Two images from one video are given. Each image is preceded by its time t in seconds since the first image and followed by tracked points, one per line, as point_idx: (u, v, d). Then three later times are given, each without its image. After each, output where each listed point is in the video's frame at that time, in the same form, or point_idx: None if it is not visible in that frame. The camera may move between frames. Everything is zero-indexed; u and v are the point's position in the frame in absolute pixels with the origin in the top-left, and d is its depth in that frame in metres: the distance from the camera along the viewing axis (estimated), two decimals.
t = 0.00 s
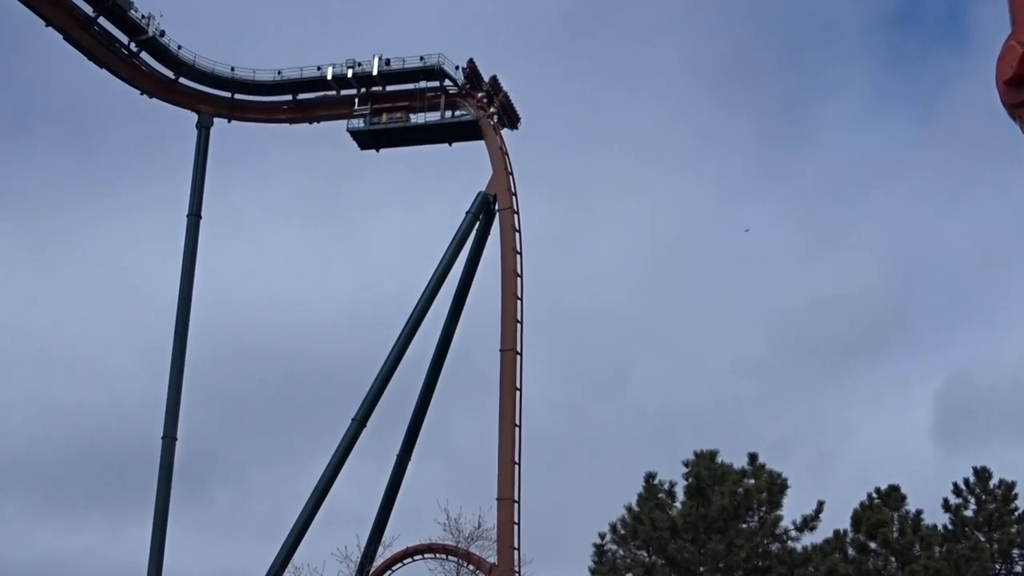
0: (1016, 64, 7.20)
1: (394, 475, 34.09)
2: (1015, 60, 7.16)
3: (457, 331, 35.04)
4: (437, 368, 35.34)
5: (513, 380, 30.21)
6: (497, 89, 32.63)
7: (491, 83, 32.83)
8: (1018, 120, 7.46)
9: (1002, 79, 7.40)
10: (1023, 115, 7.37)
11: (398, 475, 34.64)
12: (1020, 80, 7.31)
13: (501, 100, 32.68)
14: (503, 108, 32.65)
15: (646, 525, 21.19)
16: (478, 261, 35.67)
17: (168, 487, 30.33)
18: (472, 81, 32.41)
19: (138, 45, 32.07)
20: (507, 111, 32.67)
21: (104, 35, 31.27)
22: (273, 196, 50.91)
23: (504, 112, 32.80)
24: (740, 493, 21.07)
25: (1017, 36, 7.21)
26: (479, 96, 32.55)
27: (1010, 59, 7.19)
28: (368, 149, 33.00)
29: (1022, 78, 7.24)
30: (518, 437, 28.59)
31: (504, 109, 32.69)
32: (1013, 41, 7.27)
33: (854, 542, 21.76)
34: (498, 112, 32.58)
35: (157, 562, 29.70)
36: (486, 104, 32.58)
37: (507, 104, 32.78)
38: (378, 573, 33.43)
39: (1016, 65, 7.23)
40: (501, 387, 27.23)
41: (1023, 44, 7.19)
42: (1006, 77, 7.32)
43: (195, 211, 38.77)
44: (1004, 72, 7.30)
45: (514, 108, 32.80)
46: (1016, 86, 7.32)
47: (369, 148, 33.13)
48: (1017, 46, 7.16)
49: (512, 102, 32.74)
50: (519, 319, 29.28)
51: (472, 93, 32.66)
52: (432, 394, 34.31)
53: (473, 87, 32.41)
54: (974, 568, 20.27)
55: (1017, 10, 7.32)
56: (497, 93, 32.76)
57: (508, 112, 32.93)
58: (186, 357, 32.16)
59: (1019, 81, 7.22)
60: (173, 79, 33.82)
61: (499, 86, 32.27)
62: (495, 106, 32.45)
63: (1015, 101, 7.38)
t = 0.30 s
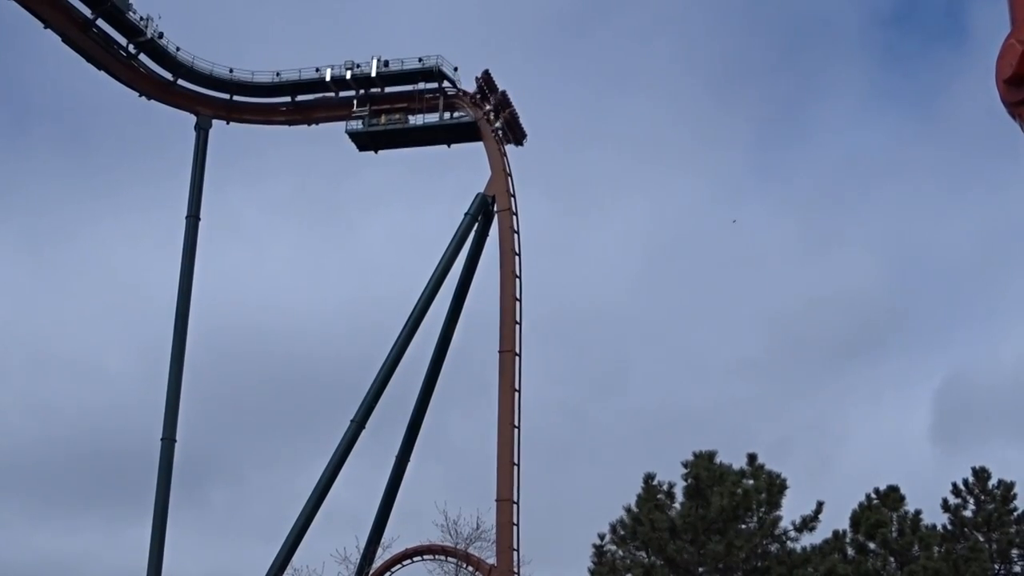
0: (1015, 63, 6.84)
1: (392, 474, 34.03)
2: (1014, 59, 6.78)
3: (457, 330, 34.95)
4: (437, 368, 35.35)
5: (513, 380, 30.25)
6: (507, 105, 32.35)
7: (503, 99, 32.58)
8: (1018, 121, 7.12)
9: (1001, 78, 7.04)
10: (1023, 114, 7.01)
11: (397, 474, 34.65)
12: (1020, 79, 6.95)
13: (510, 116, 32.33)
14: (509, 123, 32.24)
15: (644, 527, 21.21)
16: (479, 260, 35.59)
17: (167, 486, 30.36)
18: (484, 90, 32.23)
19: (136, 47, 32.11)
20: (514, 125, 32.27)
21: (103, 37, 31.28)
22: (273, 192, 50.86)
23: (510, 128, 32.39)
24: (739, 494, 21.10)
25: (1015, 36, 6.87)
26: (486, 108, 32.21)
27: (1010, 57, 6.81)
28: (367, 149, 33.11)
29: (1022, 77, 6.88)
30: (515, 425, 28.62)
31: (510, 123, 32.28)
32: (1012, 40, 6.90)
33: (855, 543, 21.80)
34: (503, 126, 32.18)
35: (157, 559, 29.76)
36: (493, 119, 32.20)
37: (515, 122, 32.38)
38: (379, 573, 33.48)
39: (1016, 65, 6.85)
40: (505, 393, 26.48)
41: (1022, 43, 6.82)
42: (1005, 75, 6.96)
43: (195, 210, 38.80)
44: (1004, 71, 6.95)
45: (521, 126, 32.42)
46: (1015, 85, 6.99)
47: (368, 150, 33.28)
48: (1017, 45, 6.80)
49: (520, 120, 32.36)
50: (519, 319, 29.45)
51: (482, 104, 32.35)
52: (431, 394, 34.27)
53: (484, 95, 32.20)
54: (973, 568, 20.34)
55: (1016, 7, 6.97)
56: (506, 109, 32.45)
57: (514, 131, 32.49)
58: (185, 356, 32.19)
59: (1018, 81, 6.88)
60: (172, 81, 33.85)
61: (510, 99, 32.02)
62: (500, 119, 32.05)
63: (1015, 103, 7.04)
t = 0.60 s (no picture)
0: (1013, 61, 6.70)
1: (394, 475, 33.97)
2: (1011, 58, 6.65)
3: (457, 330, 34.83)
4: (437, 369, 35.35)
5: (513, 380, 30.21)
6: (518, 128, 32.11)
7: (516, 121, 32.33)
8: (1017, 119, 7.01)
9: (998, 75, 6.91)
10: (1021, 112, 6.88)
11: (397, 476, 34.64)
12: (1018, 77, 6.81)
13: (520, 140, 32.12)
14: (515, 146, 32.03)
15: (645, 528, 21.14)
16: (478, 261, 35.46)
17: (167, 488, 30.32)
18: (498, 110, 32.05)
19: (134, 49, 32.08)
20: (521, 149, 32.04)
21: (101, 40, 31.26)
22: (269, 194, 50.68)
23: (517, 152, 32.18)
24: (740, 494, 21.05)
25: (1013, 32, 6.74)
26: (496, 128, 32.06)
27: (1007, 55, 6.68)
28: (366, 151, 33.05)
29: (1020, 74, 6.74)
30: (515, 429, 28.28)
31: (518, 147, 32.07)
32: (1009, 37, 6.77)
33: (856, 543, 21.78)
34: (510, 149, 31.99)
35: (157, 563, 29.71)
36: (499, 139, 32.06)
37: (522, 146, 32.18)
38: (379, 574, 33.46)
39: (1013, 62, 6.71)
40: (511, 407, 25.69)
41: (1019, 41, 6.69)
42: (1002, 73, 6.83)
43: (195, 213, 38.70)
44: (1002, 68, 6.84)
45: (529, 150, 32.20)
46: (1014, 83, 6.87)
47: (367, 152, 33.22)
48: (1014, 42, 6.66)
49: (529, 144, 32.13)
50: (519, 321, 29.45)
51: (493, 122, 32.16)
52: (431, 395, 34.25)
53: (496, 114, 32.02)
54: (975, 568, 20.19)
55: None
56: (517, 131, 32.22)
57: (520, 155, 32.32)
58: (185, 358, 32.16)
59: (1016, 77, 6.76)
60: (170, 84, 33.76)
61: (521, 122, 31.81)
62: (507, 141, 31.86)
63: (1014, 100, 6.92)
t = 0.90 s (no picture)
0: (1012, 56, 6.78)
1: (395, 473, 33.99)
2: (1010, 53, 6.73)
3: (457, 328, 34.87)
4: (437, 368, 35.42)
5: (513, 379, 30.28)
6: (529, 161, 31.72)
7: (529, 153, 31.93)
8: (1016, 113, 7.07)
9: (997, 70, 6.98)
10: (1020, 107, 6.95)
11: (397, 475, 34.70)
12: (1016, 72, 6.88)
13: (529, 173, 31.70)
14: (522, 179, 31.61)
15: (645, 526, 21.17)
16: (479, 259, 35.53)
17: (168, 488, 30.33)
18: (511, 138, 31.71)
19: (134, 48, 32.11)
20: (528, 182, 31.59)
21: (101, 39, 31.28)
22: (269, 194, 50.69)
23: (525, 184, 31.77)
24: (740, 492, 21.08)
25: (1011, 27, 6.80)
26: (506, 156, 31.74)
27: (1007, 50, 6.75)
28: (367, 150, 33.09)
29: (1019, 70, 6.82)
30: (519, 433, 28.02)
31: (526, 180, 31.63)
32: (1007, 33, 6.84)
33: (856, 540, 21.71)
34: (517, 180, 31.60)
35: (157, 563, 29.69)
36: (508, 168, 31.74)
37: (530, 180, 31.76)
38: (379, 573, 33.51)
39: (1012, 57, 6.79)
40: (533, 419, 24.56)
41: (1018, 36, 6.77)
42: (1001, 68, 6.90)
43: (195, 212, 38.72)
44: (1000, 63, 6.89)
45: (537, 184, 31.73)
46: (1013, 76, 6.91)
47: (370, 151, 33.26)
48: (1013, 37, 6.74)
49: (537, 179, 31.68)
50: (519, 320, 29.51)
51: (505, 149, 31.85)
52: (431, 393, 34.32)
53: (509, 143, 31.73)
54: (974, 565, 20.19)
55: None
56: (527, 163, 31.81)
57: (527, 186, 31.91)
58: (185, 357, 32.18)
59: (1014, 72, 6.81)
60: (171, 83, 33.80)
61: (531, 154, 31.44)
62: (514, 172, 31.49)
63: (1012, 93, 6.97)
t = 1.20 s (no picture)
0: (1013, 43, 6.78)
1: (395, 468, 34.04)
2: (1011, 40, 6.73)
3: (457, 323, 34.89)
4: (437, 362, 35.42)
5: (513, 374, 30.30)
6: (535, 202, 30.96)
7: (537, 193, 31.26)
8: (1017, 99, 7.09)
9: (998, 57, 7.00)
10: (1021, 94, 6.98)
11: (397, 470, 34.73)
12: (1018, 59, 6.90)
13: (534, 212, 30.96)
14: (527, 219, 30.83)
15: (645, 520, 21.20)
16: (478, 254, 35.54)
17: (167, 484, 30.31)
18: (520, 177, 31.11)
19: (134, 43, 32.07)
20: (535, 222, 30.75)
21: (100, 34, 31.27)
22: (268, 189, 50.66)
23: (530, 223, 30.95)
24: (740, 486, 21.00)
25: (1013, 13, 6.79)
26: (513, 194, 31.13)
27: (1008, 37, 6.74)
28: (367, 145, 33.07)
29: (1020, 57, 6.83)
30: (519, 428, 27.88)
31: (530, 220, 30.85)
32: (1009, 20, 6.84)
33: (858, 535, 21.80)
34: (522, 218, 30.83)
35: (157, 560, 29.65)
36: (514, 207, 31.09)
37: (536, 219, 30.95)
38: (380, 568, 33.57)
39: (1014, 44, 6.79)
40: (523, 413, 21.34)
41: (1020, 22, 6.76)
42: (1003, 54, 6.94)
43: (195, 207, 38.69)
44: (1002, 49, 6.91)
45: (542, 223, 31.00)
46: (1013, 63, 6.93)
47: (370, 145, 33.23)
48: (1014, 24, 6.74)
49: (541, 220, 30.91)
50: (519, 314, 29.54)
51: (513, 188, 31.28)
52: (431, 388, 34.34)
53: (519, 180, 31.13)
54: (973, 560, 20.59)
55: None
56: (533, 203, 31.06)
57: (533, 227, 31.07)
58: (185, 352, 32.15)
59: (1015, 60, 6.84)
60: (170, 78, 33.74)
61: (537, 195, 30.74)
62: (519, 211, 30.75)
63: (1013, 79, 6.99)
